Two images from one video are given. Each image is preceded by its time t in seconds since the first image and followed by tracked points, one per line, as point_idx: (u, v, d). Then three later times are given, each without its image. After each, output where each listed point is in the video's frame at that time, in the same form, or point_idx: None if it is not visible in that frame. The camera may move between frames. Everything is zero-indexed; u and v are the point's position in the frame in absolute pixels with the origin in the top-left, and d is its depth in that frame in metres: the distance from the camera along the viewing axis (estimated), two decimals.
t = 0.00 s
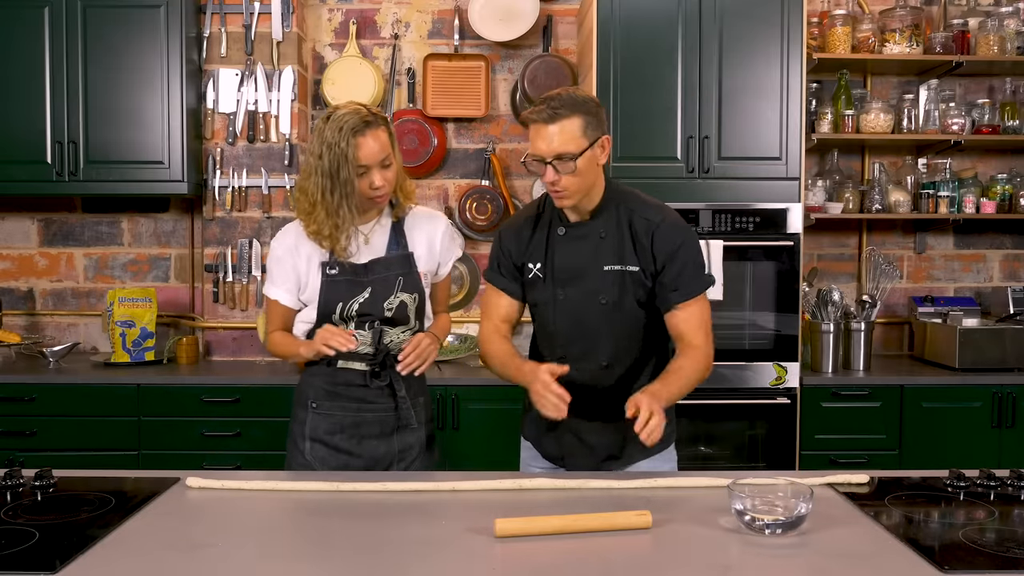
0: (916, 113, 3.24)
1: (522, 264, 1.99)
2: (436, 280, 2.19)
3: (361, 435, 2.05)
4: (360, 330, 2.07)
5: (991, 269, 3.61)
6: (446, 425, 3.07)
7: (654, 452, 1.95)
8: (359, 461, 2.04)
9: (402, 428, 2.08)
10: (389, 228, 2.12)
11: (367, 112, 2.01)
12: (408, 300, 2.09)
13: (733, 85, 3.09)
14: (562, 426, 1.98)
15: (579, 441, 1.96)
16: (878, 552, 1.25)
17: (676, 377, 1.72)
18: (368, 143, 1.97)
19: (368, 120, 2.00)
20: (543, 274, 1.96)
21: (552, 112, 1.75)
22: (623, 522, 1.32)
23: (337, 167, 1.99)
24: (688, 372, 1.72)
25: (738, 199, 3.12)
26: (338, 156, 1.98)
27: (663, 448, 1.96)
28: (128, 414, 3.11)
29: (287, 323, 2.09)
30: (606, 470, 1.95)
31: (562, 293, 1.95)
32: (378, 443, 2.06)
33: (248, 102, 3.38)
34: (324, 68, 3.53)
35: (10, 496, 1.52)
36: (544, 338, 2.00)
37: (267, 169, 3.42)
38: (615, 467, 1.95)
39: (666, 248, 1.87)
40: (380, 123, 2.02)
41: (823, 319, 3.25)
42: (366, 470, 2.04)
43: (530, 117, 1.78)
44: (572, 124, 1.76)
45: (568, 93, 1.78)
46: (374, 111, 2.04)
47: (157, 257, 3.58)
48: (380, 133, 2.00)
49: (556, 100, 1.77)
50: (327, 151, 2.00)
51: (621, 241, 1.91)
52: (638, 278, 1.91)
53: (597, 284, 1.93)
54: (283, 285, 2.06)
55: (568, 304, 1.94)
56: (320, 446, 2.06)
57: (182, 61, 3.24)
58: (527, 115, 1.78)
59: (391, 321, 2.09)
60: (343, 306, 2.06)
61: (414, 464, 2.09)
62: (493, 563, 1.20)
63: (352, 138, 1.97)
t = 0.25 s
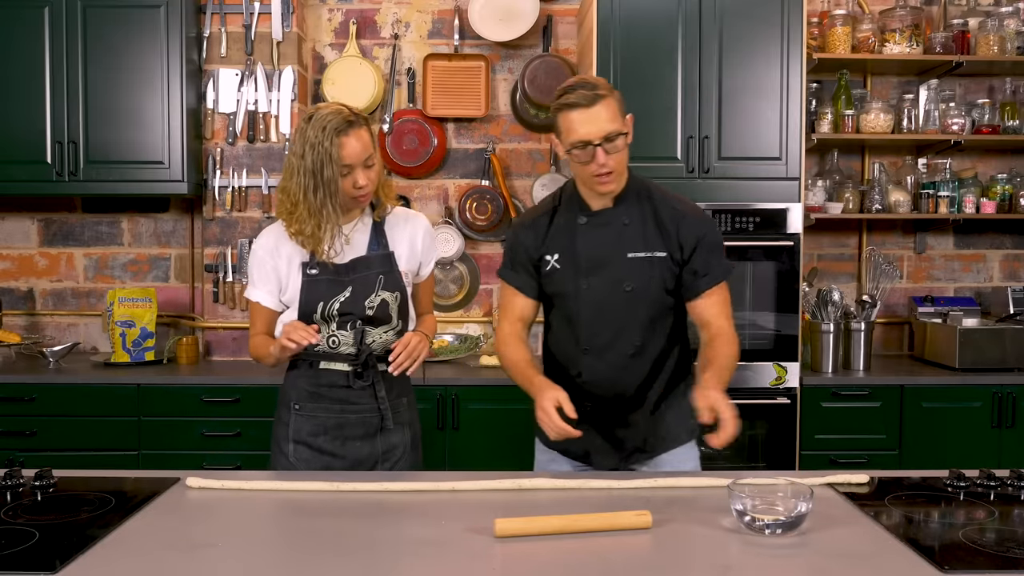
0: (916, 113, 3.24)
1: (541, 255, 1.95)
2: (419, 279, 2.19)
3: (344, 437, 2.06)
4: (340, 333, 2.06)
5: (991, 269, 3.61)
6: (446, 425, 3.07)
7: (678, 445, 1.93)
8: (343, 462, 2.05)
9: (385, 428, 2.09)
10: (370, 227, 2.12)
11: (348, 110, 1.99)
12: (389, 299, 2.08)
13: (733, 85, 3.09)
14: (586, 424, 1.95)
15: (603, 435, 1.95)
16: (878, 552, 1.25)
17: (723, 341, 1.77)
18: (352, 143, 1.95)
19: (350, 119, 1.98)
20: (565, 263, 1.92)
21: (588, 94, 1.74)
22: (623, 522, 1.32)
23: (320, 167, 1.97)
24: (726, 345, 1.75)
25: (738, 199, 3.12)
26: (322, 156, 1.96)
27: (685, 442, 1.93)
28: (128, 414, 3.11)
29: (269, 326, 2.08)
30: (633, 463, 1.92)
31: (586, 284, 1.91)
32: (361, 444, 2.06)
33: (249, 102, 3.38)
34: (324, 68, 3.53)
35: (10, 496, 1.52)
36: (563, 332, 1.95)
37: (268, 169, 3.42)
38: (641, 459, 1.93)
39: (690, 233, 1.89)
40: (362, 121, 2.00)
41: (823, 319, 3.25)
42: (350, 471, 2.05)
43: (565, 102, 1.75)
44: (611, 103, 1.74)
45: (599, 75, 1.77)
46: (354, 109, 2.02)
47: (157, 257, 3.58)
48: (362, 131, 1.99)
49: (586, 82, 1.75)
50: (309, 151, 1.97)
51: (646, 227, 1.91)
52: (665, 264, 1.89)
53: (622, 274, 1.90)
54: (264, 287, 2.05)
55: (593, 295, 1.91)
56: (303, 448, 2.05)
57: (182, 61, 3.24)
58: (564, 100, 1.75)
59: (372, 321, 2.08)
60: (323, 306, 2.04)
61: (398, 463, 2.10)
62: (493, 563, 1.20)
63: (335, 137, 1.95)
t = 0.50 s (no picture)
0: (916, 113, 3.24)
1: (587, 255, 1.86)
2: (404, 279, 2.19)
3: (337, 437, 2.05)
4: (332, 333, 2.06)
5: (991, 269, 3.61)
6: (446, 425, 3.06)
7: (718, 459, 1.82)
8: (336, 463, 2.04)
9: (377, 427, 2.08)
10: (357, 227, 2.11)
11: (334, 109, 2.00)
12: (380, 298, 2.08)
13: (733, 85, 3.09)
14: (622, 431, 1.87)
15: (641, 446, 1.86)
16: (878, 553, 1.25)
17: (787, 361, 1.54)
18: (340, 140, 1.96)
19: (337, 118, 1.99)
20: (610, 265, 1.83)
21: (644, 93, 1.63)
22: (623, 522, 1.32)
23: (308, 165, 1.98)
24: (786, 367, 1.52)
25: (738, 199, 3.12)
26: (310, 154, 1.96)
27: (725, 458, 1.82)
28: (128, 414, 3.11)
29: (255, 329, 2.05)
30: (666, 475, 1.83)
31: (628, 286, 1.81)
32: (354, 443, 2.06)
33: (249, 102, 3.38)
34: (324, 68, 3.53)
35: (10, 496, 1.52)
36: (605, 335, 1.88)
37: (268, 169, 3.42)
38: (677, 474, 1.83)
39: (740, 241, 1.72)
40: (348, 121, 2.02)
41: (823, 318, 3.25)
42: (343, 471, 2.05)
43: (619, 102, 1.64)
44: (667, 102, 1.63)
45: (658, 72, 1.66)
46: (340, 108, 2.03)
47: (157, 257, 3.58)
48: (349, 130, 2.00)
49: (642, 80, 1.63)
50: (297, 151, 1.98)
51: (694, 233, 1.78)
52: (710, 273, 1.76)
53: (666, 280, 1.79)
54: (250, 289, 2.03)
55: (633, 298, 1.81)
56: (295, 450, 2.04)
57: (182, 61, 3.24)
58: (618, 101, 1.64)
59: (364, 321, 2.07)
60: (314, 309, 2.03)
61: (389, 462, 2.10)
62: (493, 563, 1.20)
63: (323, 135, 1.96)
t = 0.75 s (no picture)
0: (916, 113, 3.24)
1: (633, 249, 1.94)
2: (392, 281, 2.22)
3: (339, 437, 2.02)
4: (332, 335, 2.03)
5: (991, 269, 3.61)
6: (446, 426, 3.06)
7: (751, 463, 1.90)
8: (340, 463, 2.01)
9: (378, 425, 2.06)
10: (349, 229, 2.08)
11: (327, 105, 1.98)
12: (379, 301, 2.09)
13: (733, 85, 3.09)
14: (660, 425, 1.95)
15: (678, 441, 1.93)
16: (878, 553, 1.25)
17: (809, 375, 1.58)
18: (336, 136, 1.94)
19: (333, 114, 1.97)
20: (655, 260, 1.91)
21: (675, 94, 1.73)
22: (623, 522, 1.32)
23: (304, 161, 1.94)
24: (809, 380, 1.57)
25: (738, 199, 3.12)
26: (306, 150, 1.93)
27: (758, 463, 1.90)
28: (128, 414, 3.11)
29: (245, 336, 1.97)
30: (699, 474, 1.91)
31: (671, 285, 1.89)
32: (356, 443, 2.03)
33: (249, 102, 3.38)
34: (324, 68, 3.53)
35: (10, 496, 1.52)
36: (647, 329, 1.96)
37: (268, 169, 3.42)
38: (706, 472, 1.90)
39: (784, 249, 1.77)
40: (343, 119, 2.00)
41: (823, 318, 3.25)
42: (346, 471, 2.02)
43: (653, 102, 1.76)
44: (696, 106, 1.73)
45: (694, 74, 1.75)
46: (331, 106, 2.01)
47: (157, 257, 3.58)
48: (343, 127, 1.98)
49: (680, 81, 1.74)
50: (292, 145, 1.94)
51: (739, 235, 1.84)
52: (753, 276, 1.82)
53: (709, 280, 1.86)
54: (247, 294, 1.95)
55: (674, 296, 1.89)
56: (298, 452, 2.00)
57: (182, 61, 3.24)
58: (651, 100, 1.76)
59: (364, 321, 2.07)
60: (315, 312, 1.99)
61: (391, 460, 2.08)
62: (493, 563, 1.20)
63: (320, 130, 1.93)
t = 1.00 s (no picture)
0: (916, 113, 3.24)
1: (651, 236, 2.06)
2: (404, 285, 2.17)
3: (349, 440, 1.98)
4: (344, 337, 1.99)
5: (991, 269, 3.61)
6: (446, 426, 3.06)
7: (754, 463, 1.94)
8: (350, 466, 1.98)
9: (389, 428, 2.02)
10: (364, 229, 2.03)
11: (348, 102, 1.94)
12: (392, 305, 2.04)
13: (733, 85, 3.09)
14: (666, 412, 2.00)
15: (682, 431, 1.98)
16: (878, 553, 1.25)
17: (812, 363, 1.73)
18: (358, 133, 1.90)
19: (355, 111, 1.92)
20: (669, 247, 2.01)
21: (692, 83, 1.90)
22: (622, 522, 1.32)
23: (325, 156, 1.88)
24: (812, 367, 1.71)
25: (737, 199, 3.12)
26: (328, 144, 1.88)
27: (761, 461, 1.94)
28: (128, 414, 3.11)
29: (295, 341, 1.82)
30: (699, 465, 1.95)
31: (685, 271, 1.97)
32: (366, 447, 1.99)
33: (249, 102, 3.38)
34: (324, 68, 3.53)
35: (10, 496, 1.52)
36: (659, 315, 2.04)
37: (268, 169, 3.42)
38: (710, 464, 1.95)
39: (800, 246, 1.85)
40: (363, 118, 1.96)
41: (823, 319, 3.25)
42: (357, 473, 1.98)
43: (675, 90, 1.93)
44: (713, 94, 1.88)
45: (716, 67, 1.91)
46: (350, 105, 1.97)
47: (157, 257, 3.58)
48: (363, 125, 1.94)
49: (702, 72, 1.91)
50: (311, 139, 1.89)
51: (755, 229, 1.91)
52: (765, 270, 1.89)
53: (722, 270, 1.93)
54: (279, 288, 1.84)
55: (687, 283, 1.97)
56: (308, 455, 1.96)
57: (182, 61, 3.24)
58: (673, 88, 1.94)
59: (377, 324, 2.03)
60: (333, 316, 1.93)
61: (402, 462, 2.04)
62: (493, 563, 1.20)
63: (343, 124, 1.89)
